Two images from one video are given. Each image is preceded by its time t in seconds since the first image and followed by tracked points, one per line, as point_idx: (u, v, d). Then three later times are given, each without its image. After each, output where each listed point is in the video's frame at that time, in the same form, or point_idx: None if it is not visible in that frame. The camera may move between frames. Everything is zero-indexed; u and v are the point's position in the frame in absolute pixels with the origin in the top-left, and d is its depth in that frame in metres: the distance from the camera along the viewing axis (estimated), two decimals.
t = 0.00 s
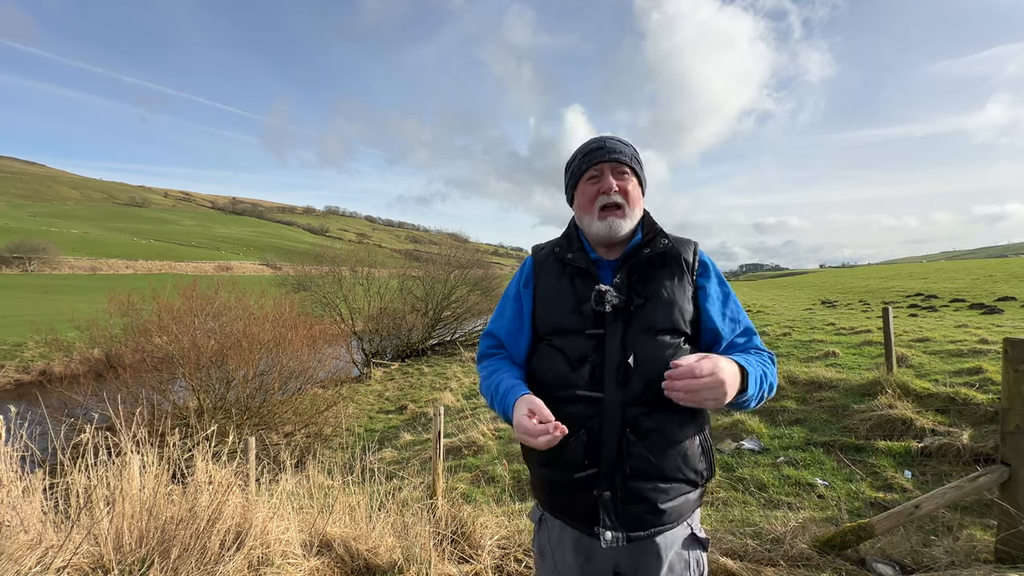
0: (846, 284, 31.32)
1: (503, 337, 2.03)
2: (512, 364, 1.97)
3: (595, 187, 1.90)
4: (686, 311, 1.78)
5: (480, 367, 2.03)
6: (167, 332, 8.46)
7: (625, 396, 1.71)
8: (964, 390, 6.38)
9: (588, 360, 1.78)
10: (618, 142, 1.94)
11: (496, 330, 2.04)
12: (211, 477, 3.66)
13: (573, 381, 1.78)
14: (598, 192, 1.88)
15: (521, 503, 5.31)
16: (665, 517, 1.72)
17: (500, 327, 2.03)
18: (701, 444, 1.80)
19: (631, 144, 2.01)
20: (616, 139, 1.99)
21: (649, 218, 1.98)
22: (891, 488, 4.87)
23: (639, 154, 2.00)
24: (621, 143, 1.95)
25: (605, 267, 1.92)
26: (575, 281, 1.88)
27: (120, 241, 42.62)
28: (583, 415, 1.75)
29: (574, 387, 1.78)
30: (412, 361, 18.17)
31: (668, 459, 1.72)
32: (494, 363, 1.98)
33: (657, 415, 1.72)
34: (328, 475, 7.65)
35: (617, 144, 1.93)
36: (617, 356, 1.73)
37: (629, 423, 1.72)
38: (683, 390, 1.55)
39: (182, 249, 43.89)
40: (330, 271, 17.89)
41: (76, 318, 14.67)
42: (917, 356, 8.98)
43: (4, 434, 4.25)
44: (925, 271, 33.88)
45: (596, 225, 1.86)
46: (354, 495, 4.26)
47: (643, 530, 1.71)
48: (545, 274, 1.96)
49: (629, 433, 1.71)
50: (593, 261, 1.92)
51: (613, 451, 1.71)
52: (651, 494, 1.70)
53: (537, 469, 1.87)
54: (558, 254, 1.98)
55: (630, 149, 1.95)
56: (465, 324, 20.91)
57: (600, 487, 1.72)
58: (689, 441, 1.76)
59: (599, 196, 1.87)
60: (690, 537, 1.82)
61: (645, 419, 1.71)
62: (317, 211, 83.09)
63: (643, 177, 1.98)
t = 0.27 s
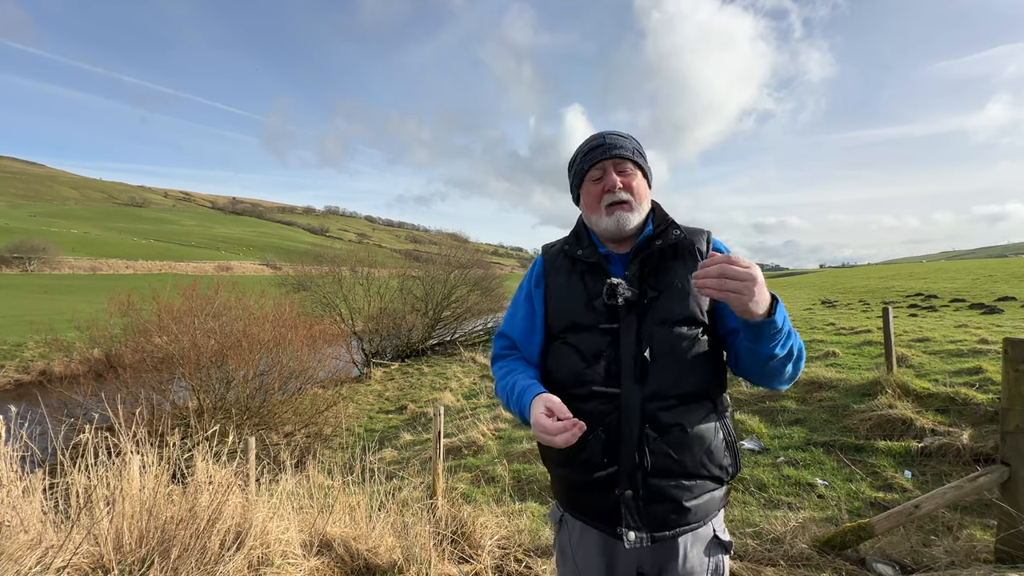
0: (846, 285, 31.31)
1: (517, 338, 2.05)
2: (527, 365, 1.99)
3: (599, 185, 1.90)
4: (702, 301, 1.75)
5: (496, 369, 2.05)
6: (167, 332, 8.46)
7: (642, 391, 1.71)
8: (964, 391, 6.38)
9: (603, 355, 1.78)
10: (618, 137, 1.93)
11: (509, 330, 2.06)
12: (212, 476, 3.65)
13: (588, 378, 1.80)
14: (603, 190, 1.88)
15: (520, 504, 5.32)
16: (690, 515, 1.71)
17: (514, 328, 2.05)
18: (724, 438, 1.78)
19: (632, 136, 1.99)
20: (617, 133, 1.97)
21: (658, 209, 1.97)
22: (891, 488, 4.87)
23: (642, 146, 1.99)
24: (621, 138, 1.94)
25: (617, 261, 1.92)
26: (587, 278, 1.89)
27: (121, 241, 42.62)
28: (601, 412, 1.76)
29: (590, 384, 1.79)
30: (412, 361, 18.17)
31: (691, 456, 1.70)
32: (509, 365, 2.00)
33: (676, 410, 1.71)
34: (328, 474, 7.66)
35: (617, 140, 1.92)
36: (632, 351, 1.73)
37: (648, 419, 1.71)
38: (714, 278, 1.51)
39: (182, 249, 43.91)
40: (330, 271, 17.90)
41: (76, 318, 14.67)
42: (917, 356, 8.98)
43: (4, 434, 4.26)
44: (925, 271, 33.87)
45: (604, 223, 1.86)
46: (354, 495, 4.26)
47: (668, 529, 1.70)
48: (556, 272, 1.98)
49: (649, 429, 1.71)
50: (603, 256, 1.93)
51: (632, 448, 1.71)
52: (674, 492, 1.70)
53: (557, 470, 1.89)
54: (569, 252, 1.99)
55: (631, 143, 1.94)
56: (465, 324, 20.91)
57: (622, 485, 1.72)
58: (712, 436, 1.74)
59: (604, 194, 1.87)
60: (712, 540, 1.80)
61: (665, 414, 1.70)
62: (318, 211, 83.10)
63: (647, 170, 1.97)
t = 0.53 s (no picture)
0: (845, 284, 31.33)
1: (534, 343, 2.09)
2: (542, 369, 2.03)
3: (602, 187, 1.91)
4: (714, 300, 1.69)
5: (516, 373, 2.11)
6: (167, 332, 8.46)
7: (651, 393, 1.69)
8: (964, 390, 6.38)
9: (612, 358, 1.78)
10: (618, 136, 1.91)
11: (526, 337, 2.11)
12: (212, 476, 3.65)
13: (598, 381, 1.80)
14: (606, 192, 1.89)
15: (520, 504, 5.32)
16: (707, 523, 1.63)
17: (531, 333, 2.10)
18: (747, 443, 1.67)
19: (634, 131, 1.96)
20: (618, 131, 1.95)
21: (665, 203, 1.95)
22: (891, 488, 4.87)
23: (645, 141, 1.96)
24: (622, 136, 1.91)
25: (627, 262, 1.92)
26: (596, 282, 1.90)
27: (120, 241, 42.62)
28: (611, 416, 1.77)
29: (600, 387, 1.80)
30: (412, 361, 18.17)
31: (706, 462, 1.63)
32: (525, 370, 2.04)
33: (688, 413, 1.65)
34: (328, 474, 7.66)
35: (618, 139, 1.90)
36: (640, 353, 1.71)
37: (658, 422, 1.68)
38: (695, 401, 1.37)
39: (182, 249, 43.89)
40: (330, 271, 17.90)
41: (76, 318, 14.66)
42: (917, 356, 8.98)
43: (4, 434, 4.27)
44: (924, 271, 33.87)
45: (609, 225, 1.87)
46: (354, 495, 4.26)
47: (684, 536, 1.65)
48: (568, 277, 2.01)
49: (659, 433, 1.68)
50: (613, 258, 1.93)
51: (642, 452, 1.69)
52: (689, 499, 1.64)
53: (574, 473, 1.92)
54: (579, 256, 2.01)
55: (632, 140, 1.92)
56: (465, 324, 20.91)
57: (633, 490, 1.72)
58: (733, 441, 1.64)
59: (607, 196, 1.88)
60: (733, 549, 1.68)
61: (675, 417, 1.66)
62: (318, 211, 83.12)
63: (651, 165, 1.94)
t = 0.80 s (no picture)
0: (845, 284, 31.33)
1: (550, 337, 2.14)
2: (554, 364, 2.07)
3: (611, 186, 1.91)
4: (721, 303, 1.66)
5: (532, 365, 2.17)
6: (167, 333, 8.46)
7: (650, 394, 1.69)
8: (964, 390, 6.38)
9: (616, 357, 1.80)
10: (627, 131, 1.89)
11: (541, 330, 2.16)
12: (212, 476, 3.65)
13: (601, 378, 1.82)
14: (614, 190, 1.89)
15: (520, 504, 5.32)
16: (698, 527, 1.62)
17: (546, 328, 2.15)
18: (747, 452, 1.64)
19: (647, 124, 1.93)
20: (629, 125, 1.93)
21: (679, 198, 1.91)
22: (891, 488, 4.87)
23: (657, 134, 1.92)
24: (632, 132, 1.89)
25: (637, 260, 1.93)
26: (606, 279, 1.93)
27: (120, 241, 42.62)
28: (611, 414, 1.78)
29: (602, 385, 1.82)
30: (412, 361, 18.17)
31: (701, 466, 1.61)
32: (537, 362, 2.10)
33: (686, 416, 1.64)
34: (328, 474, 7.65)
35: (628, 135, 1.88)
36: (641, 353, 1.72)
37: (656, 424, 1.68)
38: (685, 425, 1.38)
39: (182, 249, 43.88)
40: (330, 271, 17.91)
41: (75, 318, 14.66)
42: (917, 356, 8.97)
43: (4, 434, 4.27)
44: (924, 271, 33.85)
45: (618, 223, 1.88)
46: (354, 495, 4.26)
47: (672, 536, 1.65)
48: (581, 273, 2.04)
49: (656, 434, 1.67)
50: (625, 256, 1.95)
51: (637, 451, 1.70)
52: (680, 501, 1.63)
53: (577, 465, 1.95)
54: (593, 252, 2.04)
55: (642, 134, 1.88)
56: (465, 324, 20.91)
57: (626, 488, 1.72)
58: (730, 448, 1.61)
59: (615, 195, 1.88)
60: (730, 550, 1.67)
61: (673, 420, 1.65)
62: (317, 211, 83.12)
63: (664, 160, 1.89)
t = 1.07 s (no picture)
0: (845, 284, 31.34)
1: (545, 331, 2.13)
2: (549, 358, 2.06)
3: (616, 181, 1.90)
4: (720, 303, 1.67)
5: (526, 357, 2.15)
6: (167, 333, 8.46)
7: (647, 391, 1.69)
8: (964, 390, 6.38)
9: (613, 353, 1.79)
10: (638, 128, 1.88)
11: (537, 324, 2.14)
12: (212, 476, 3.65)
13: (598, 374, 1.82)
14: (620, 186, 1.88)
15: (520, 504, 5.32)
16: (690, 522, 1.63)
17: (541, 321, 2.13)
18: (740, 450, 1.65)
19: (657, 123, 1.92)
20: (639, 123, 1.92)
21: (683, 199, 1.90)
22: (891, 488, 4.86)
23: (666, 134, 1.91)
24: (642, 130, 1.88)
25: (638, 257, 1.92)
26: (606, 275, 1.92)
27: (120, 241, 42.63)
28: (607, 409, 1.77)
29: (599, 380, 1.81)
30: (412, 361, 18.17)
31: (696, 463, 1.63)
32: (533, 355, 2.08)
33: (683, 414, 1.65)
34: (328, 474, 7.65)
35: (638, 132, 1.87)
36: (640, 350, 1.71)
37: (652, 420, 1.68)
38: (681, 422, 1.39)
39: (182, 249, 43.89)
40: (330, 271, 17.91)
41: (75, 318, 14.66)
42: (917, 356, 8.97)
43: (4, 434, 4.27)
44: (924, 271, 33.86)
45: (620, 220, 1.87)
46: (354, 495, 4.26)
47: (664, 532, 1.66)
48: (580, 268, 2.02)
49: (652, 430, 1.68)
50: (625, 252, 1.94)
51: (634, 447, 1.70)
52: (674, 497, 1.64)
53: (570, 459, 1.94)
54: (593, 248, 2.02)
55: (652, 133, 1.88)
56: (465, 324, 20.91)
57: (620, 483, 1.72)
58: (725, 446, 1.62)
59: (620, 191, 1.87)
60: (721, 547, 1.67)
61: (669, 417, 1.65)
62: (317, 211, 83.14)
63: (672, 161, 1.89)
